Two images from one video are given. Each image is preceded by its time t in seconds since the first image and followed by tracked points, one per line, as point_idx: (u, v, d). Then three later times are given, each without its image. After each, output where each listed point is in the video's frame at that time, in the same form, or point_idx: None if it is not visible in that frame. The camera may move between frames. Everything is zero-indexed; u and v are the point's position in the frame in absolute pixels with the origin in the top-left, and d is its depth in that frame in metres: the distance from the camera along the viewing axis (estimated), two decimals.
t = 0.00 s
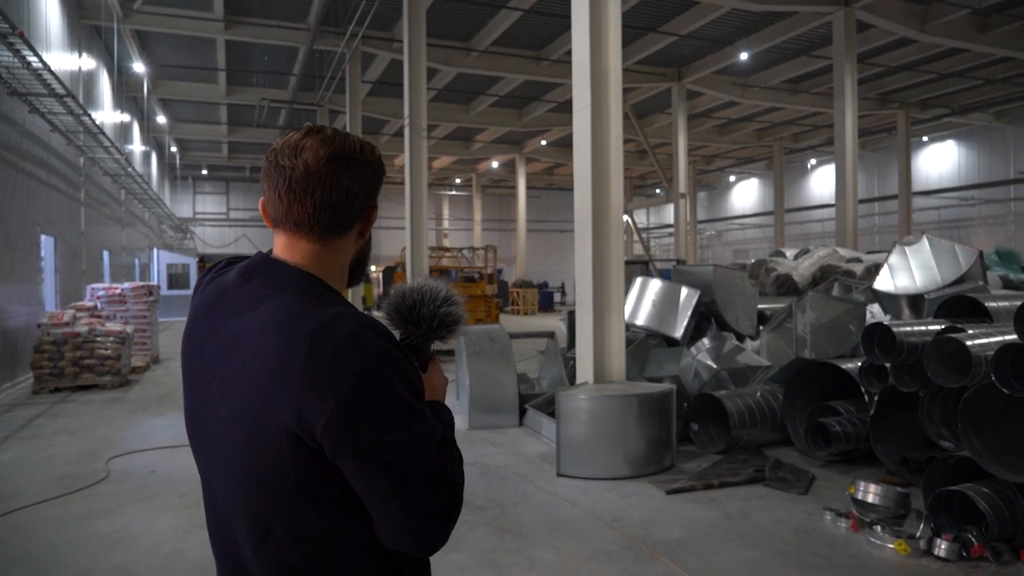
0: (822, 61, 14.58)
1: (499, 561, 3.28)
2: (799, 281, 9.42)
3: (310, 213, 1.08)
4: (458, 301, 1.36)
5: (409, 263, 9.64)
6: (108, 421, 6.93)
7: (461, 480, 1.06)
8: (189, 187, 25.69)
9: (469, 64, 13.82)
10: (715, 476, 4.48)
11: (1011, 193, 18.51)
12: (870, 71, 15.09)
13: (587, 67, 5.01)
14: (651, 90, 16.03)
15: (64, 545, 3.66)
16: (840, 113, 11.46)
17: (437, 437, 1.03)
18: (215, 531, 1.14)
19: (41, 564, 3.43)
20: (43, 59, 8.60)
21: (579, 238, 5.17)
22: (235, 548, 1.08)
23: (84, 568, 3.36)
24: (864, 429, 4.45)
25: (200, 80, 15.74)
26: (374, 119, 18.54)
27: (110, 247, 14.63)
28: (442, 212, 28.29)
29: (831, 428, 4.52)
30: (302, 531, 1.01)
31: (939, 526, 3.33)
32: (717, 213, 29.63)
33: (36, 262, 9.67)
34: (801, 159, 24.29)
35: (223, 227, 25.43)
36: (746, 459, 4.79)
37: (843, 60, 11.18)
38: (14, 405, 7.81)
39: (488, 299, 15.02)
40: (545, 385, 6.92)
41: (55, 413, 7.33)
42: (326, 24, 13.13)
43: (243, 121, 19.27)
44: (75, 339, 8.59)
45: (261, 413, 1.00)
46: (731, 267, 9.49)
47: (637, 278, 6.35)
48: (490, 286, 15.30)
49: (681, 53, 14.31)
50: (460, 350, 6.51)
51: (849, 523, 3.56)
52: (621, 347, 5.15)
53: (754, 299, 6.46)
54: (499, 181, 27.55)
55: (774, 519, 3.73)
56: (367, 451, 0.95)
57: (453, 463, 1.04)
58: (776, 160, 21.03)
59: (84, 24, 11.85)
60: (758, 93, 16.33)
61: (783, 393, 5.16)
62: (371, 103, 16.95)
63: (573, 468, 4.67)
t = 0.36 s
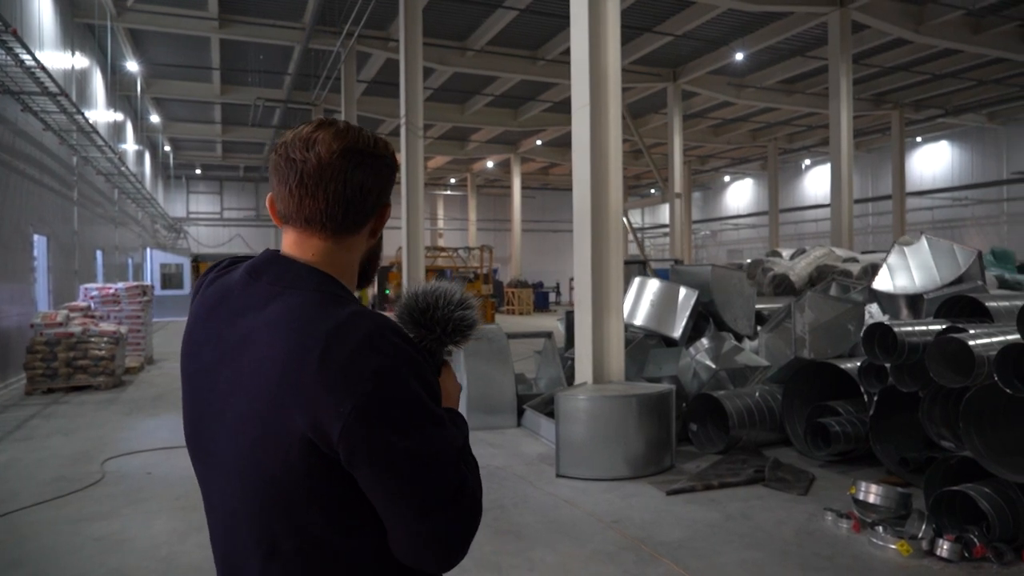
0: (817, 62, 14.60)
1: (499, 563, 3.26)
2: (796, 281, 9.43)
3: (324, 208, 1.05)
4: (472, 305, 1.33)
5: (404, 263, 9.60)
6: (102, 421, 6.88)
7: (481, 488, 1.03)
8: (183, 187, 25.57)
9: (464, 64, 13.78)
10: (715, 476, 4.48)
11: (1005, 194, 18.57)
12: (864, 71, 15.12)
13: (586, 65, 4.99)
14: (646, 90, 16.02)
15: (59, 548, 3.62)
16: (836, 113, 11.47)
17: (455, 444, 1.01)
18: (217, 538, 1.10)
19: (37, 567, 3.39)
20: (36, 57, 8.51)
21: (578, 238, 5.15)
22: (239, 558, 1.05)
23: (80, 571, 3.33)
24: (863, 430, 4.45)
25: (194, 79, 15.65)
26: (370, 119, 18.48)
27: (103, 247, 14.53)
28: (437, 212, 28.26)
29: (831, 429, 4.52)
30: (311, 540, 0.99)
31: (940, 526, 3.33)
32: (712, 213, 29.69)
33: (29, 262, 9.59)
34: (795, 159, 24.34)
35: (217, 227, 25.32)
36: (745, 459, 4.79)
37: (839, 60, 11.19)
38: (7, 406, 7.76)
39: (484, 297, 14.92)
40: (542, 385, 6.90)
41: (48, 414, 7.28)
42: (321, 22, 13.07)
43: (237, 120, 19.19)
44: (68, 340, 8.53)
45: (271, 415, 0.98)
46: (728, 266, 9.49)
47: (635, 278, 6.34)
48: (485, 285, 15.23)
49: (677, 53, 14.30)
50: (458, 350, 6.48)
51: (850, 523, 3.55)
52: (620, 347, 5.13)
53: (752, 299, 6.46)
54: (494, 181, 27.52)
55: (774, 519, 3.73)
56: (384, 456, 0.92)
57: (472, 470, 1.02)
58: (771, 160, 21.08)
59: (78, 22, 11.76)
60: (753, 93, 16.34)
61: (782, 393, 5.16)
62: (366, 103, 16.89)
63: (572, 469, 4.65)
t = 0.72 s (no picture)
0: (812, 62, 14.63)
1: (500, 564, 3.24)
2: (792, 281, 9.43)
3: (341, 208, 1.03)
4: (478, 307, 1.32)
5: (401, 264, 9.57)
6: (97, 422, 6.84)
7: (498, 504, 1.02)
8: (177, 187, 25.48)
9: (459, 63, 13.75)
10: (714, 476, 4.47)
11: (998, 193, 18.65)
12: (860, 71, 15.16)
13: (585, 65, 4.98)
14: (642, 89, 16.02)
15: (55, 550, 3.59)
16: (832, 114, 11.49)
17: (476, 458, 0.99)
18: (211, 553, 1.05)
19: (33, 569, 3.37)
20: (30, 55, 8.46)
21: (576, 238, 5.14)
22: None
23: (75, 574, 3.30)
24: (862, 430, 4.45)
25: (189, 78, 15.59)
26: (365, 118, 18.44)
27: (97, 246, 14.46)
28: (433, 212, 28.23)
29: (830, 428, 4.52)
30: (320, 556, 0.94)
31: (940, 526, 3.32)
32: (707, 213, 29.74)
33: (23, 262, 9.53)
34: (790, 160, 24.39)
35: (212, 227, 25.25)
36: (744, 459, 4.78)
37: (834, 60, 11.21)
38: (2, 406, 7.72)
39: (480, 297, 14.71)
40: (540, 386, 6.88)
41: (43, 415, 7.23)
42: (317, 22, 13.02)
43: (232, 120, 19.14)
44: (63, 340, 8.48)
45: (287, 423, 0.94)
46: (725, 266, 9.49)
47: (632, 278, 6.33)
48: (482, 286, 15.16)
49: (673, 53, 14.32)
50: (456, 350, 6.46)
51: (850, 523, 3.55)
52: (619, 347, 5.13)
53: (750, 299, 6.46)
54: (489, 180, 27.50)
55: (774, 519, 3.72)
56: (408, 469, 0.90)
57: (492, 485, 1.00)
58: (766, 160, 21.12)
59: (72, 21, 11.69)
60: (749, 93, 16.36)
61: (780, 393, 5.16)
62: (362, 103, 16.86)
63: (571, 469, 4.64)
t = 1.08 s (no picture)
0: (811, 62, 14.64)
1: (499, 566, 3.24)
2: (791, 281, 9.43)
3: (324, 216, 1.03)
4: (465, 310, 1.31)
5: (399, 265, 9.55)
6: (96, 424, 6.83)
7: (485, 506, 1.00)
8: (176, 187, 25.46)
9: (458, 63, 13.74)
10: (714, 477, 4.47)
11: (996, 194, 18.67)
12: (858, 72, 15.17)
13: (583, 66, 4.98)
14: (641, 90, 16.01)
15: (53, 552, 3.59)
16: (830, 114, 11.49)
17: (461, 461, 0.98)
18: (200, 557, 1.05)
19: (30, 571, 3.35)
20: (28, 55, 8.43)
21: (576, 239, 5.13)
22: None
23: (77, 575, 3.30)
24: (861, 430, 4.45)
25: (187, 78, 15.56)
26: (364, 119, 18.44)
27: (95, 246, 14.44)
28: (431, 212, 28.22)
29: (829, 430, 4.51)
30: (306, 560, 0.94)
31: (939, 527, 3.32)
32: (706, 213, 29.75)
33: (21, 263, 9.51)
34: (789, 159, 24.41)
35: (210, 227, 25.22)
36: (743, 460, 4.78)
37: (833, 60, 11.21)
38: None
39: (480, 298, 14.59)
40: (539, 386, 6.88)
41: (41, 416, 7.22)
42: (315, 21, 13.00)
43: (230, 120, 19.13)
44: (61, 341, 8.47)
45: (272, 428, 0.93)
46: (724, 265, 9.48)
47: (631, 278, 6.34)
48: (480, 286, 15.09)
49: (671, 53, 14.32)
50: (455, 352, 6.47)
51: (850, 525, 3.55)
52: (618, 348, 5.12)
53: (749, 300, 6.45)
54: (488, 180, 27.49)
55: (774, 521, 3.72)
56: (391, 474, 0.90)
57: (478, 489, 0.99)
58: (765, 160, 21.13)
59: (70, 21, 11.67)
60: (747, 93, 16.33)
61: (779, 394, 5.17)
62: (361, 102, 16.84)
63: (570, 470, 4.63)
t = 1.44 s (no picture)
0: (810, 62, 14.64)
1: (498, 567, 3.24)
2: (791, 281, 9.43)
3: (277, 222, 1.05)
4: (431, 311, 1.33)
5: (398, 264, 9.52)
6: (95, 424, 6.83)
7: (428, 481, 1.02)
8: (175, 186, 25.46)
9: (457, 63, 13.75)
10: (712, 478, 4.46)
11: (996, 193, 18.68)
12: (857, 71, 15.16)
13: (582, 66, 4.97)
14: (640, 89, 16.01)
15: (51, 553, 3.58)
16: (829, 113, 11.49)
17: (402, 441, 1.01)
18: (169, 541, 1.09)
19: (28, 573, 3.34)
20: (26, 55, 8.42)
21: (574, 239, 5.13)
22: (191, 561, 1.04)
23: None
24: (860, 430, 4.45)
25: (186, 78, 15.55)
26: (363, 118, 18.43)
27: (94, 246, 14.43)
28: (431, 211, 28.22)
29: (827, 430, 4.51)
30: (260, 538, 0.97)
31: (938, 528, 3.32)
32: (706, 212, 29.76)
33: (19, 263, 9.50)
34: (788, 159, 24.41)
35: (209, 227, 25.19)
36: (742, 460, 4.78)
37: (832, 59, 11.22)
38: None
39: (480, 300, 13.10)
40: (538, 386, 6.87)
41: (40, 416, 7.21)
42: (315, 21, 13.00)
43: (229, 120, 19.13)
44: (60, 340, 8.47)
45: (219, 414, 0.97)
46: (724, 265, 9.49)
47: (630, 278, 6.34)
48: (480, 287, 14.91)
49: (671, 53, 14.31)
50: (455, 352, 6.47)
51: (848, 525, 3.55)
52: (617, 349, 5.12)
53: (748, 300, 6.45)
54: (488, 180, 27.49)
55: (772, 521, 3.72)
56: (327, 452, 0.92)
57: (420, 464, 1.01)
58: (765, 160, 21.14)
59: (69, 20, 11.66)
60: (746, 93, 16.31)
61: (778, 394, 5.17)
62: (361, 102, 16.84)
63: (568, 470, 4.63)
